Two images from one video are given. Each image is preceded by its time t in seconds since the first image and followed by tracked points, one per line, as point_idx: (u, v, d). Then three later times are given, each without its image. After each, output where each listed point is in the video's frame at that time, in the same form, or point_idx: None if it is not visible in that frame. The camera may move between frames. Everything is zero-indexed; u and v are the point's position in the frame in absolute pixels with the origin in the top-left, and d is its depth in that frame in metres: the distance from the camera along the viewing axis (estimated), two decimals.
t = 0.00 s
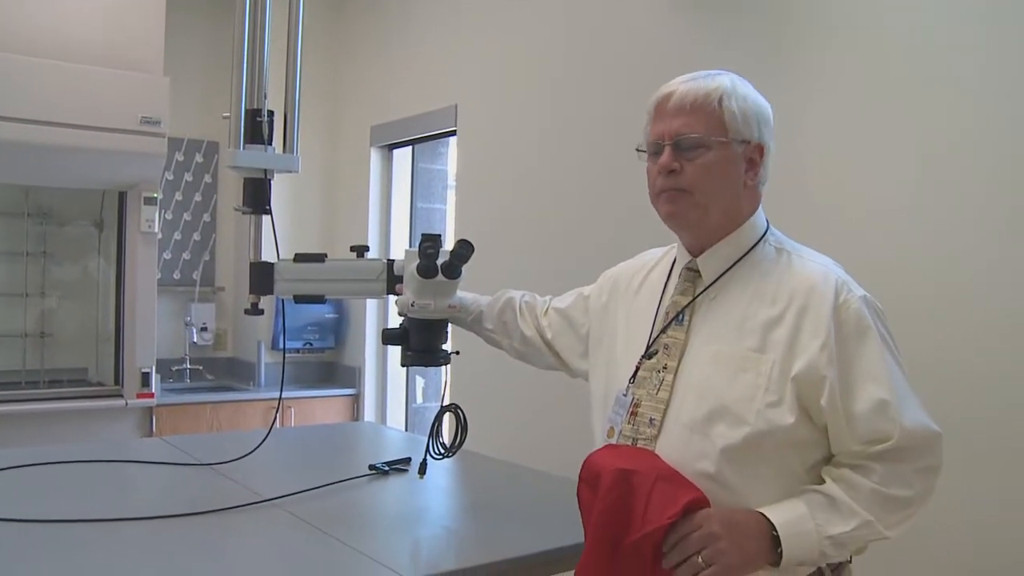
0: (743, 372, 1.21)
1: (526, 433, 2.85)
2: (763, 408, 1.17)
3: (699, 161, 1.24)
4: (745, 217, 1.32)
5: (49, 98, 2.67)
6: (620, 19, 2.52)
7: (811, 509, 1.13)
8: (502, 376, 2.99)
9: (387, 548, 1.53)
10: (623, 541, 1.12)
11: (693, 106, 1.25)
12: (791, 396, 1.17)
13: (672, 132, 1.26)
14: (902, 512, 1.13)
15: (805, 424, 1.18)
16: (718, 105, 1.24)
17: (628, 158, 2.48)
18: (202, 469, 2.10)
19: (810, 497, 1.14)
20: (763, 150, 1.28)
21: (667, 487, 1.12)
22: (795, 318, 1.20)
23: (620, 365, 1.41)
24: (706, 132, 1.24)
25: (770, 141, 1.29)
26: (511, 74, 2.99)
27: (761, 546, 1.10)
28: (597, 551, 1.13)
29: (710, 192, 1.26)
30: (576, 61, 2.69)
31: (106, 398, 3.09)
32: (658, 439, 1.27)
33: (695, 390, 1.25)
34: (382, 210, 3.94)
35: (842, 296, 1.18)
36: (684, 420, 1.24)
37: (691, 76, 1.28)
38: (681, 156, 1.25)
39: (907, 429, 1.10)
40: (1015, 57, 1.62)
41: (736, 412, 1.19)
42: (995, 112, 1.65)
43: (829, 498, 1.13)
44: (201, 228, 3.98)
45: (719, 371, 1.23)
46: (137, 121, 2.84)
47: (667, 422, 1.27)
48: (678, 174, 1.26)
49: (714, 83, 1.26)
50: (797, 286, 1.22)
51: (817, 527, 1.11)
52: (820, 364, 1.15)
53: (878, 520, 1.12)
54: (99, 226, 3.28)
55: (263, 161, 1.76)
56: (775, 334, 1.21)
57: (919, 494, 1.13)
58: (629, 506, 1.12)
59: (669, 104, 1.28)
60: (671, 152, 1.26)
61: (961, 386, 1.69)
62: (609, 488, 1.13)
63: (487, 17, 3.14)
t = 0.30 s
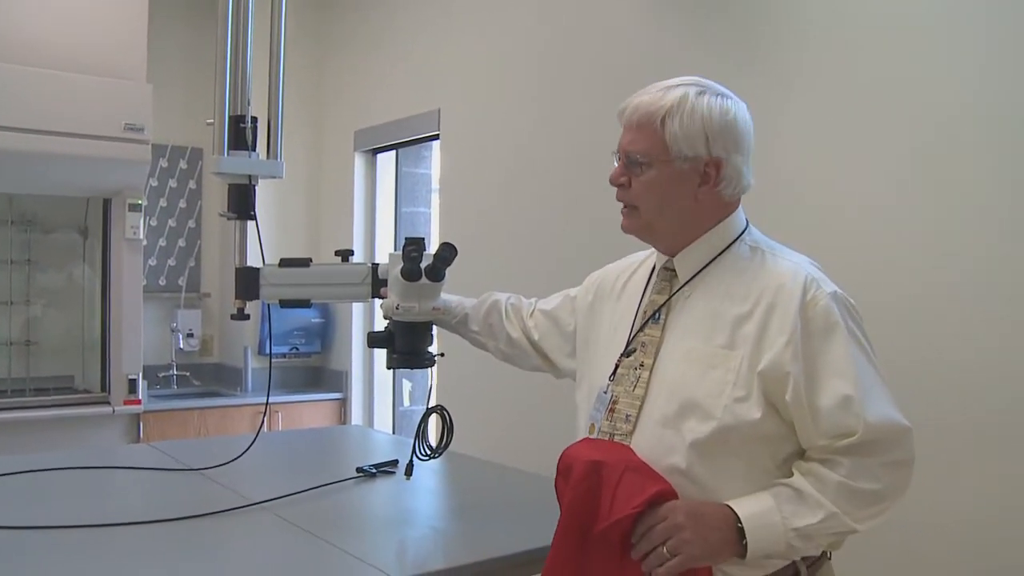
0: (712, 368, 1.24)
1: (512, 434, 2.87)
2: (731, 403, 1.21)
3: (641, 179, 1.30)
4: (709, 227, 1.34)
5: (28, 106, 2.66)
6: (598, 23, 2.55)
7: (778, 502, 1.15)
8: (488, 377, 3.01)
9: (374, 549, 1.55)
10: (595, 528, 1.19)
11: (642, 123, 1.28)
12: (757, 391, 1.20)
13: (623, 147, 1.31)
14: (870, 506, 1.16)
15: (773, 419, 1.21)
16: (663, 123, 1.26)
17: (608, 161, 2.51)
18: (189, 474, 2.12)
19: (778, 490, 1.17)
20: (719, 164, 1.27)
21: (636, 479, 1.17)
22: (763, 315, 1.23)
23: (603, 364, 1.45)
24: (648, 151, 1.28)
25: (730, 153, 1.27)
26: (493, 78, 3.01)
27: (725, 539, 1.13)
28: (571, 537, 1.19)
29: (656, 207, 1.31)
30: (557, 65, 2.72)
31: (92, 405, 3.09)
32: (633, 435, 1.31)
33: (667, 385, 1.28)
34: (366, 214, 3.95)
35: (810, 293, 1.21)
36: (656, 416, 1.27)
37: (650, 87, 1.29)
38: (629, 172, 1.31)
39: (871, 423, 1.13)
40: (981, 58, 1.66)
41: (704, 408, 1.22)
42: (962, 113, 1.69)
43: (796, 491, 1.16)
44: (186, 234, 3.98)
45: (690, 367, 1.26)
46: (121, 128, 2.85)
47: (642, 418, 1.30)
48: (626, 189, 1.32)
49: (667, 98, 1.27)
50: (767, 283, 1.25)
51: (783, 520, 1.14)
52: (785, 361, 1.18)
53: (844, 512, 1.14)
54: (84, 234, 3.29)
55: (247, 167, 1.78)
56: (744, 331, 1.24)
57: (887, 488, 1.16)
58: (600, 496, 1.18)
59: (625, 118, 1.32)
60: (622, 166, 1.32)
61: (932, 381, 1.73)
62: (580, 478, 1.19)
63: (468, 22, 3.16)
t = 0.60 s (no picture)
0: (698, 363, 1.26)
1: (508, 429, 2.89)
2: (716, 399, 1.22)
3: (642, 174, 1.30)
4: (704, 219, 1.37)
5: (23, 103, 2.66)
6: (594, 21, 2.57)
7: (760, 497, 1.17)
8: (484, 373, 3.03)
9: (371, 543, 1.56)
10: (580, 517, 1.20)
11: (639, 118, 1.28)
12: (742, 387, 1.22)
13: (620, 144, 1.31)
14: (853, 503, 1.17)
15: (758, 415, 1.23)
16: (662, 116, 1.27)
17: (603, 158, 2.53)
18: (186, 469, 2.13)
19: (760, 486, 1.19)
20: (717, 153, 1.29)
21: (621, 470, 1.18)
22: (750, 311, 1.25)
23: (591, 356, 1.47)
24: (648, 146, 1.28)
25: (727, 141, 1.29)
26: (490, 75, 3.02)
27: (706, 532, 1.15)
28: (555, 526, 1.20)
29: (659, 200, 1.32)
30: (553, 62, 2.73)
31: (90, 401, 3.10)
32: (620, 427, 1.32)
33: (654, 378, 1.30)
34: (363, 210, 3.96)
35: (798, 289, 1.23)
36: (641, 410, 1.29)
37: (643, 82, 1.30)
38: (629, 168, 1.31)
39: (856, 422, 1.15)
40: (972, 59, 1.68)
41: (690, 403, 1.24)
42: (953, 113, 1.71)
43: (778, 486, 1.18)
44: (183, 231, 3.99)
45: (678, 361, 1.28)
46: (118, 125, 2.86)
47: (628, 411, 1.32)
48: (625, 184, 1.32)
49: (662, 91, 1.27)
50: (756, 279, 1.27)
51: (764, 515, 1.16)
52: (770, 358, 1.20)
53: (826, 508, 1.16)
54: (80, 230, 3.29)
55: (244, 163, 1.79)
56: (731, 326, 1.26)
57: (869, 486, 1.17)
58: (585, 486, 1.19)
59: (619, 114, 1.32)
60: (620, 163, 1.32)
61: (923, 376, 1.75)
62: (566, 467, 1.20)
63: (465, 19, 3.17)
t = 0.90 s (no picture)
0: (687, 366, 1.29)
1: (503, 430, 2.90)
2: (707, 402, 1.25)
3: (661, 168, 1.30)
4: (703, 212, 1.39)
5: (18, 103, 2.66)
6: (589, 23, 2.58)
7: (788, 486, 1.10)
8: (479, 374, 3.04)
9: (366, 543, 1.57)
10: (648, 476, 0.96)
11: (647, 115, 1.29)
12: (733, 390, 1.24)
13: (631, 144, 1.30)
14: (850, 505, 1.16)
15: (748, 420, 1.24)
16: (671, 109, 1.29)
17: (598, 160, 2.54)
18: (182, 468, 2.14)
19: (785, 474, 1.12)
20: (711, 142, 1.35)
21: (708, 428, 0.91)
22: (743, 314, 1.27)
23: (577, 355, 1.50)
24: (663, 140, 1.29)
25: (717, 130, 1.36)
26: (486, 77, 3.03)
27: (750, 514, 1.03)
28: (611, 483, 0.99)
29: (675, 194, 1.33)
30: (549, 64, 2.74)
31: (85, 401, 3.10)
32: (605, 428, 1.35)
33: (642, 381, 1.33)
34: (360, 211, 3.97)
35: (790, 293, 1.24)
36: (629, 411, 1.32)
37: (637, 83, 1.32)
38: (644, 166, 1.30)
39: (854, 424, 1.15)
40: (960, 63, 1.69)
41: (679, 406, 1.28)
42: (941, 116, 1.72)
43: (802, 476, 1.13)
44: (179, 232, 4.00)
45: (667, 364, 1.31)
46: (115, 125, 2.86)
47: (614, 412, 1.34)
48: (643, 183, 1.31)
49: (661, 87, 1.31)
50: (748, 283, 1.29)
51: (795, 506, 1.08)
52: (764, 361, 1.21)
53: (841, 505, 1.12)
54: (75, 231, 3.30)
55: (241, 164, 1.80)
56: (722, 330, 1.28)
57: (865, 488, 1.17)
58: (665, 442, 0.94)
59: (619, 116, 1.31)
60: (632, 163, 1.31)
61: (915, 378, 1.76)
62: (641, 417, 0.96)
63: (461, 21, 3.19)
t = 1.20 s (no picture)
0: (679, 371, 1.29)
1: (505, 432, 2.90)
2: (699, 407, 1.25)
3: (657, 171, 1.31)
4: (695, 215, 1.40)
5: (22, 107, 2.68)
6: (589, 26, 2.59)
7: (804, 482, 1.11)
8: (481, 376, 3.04)
9: (366, 545, 1.58)
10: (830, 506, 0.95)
11: (644, 115, 1.30)
12: (724, 395, 1.24)
13: (627, 145, 1.31)
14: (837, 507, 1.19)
15: (739, 425, 1.25)
16: (668, 111, 1.30)
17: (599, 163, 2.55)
18: (184, 470, 2.15)
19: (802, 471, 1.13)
20: (705, 145, 1.37)
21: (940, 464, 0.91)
22: (736, 319, 1.28)
23: (565, 357, 1.49)
24: (660, 141, 1.30)
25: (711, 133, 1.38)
26: (488, 80, 3.04)
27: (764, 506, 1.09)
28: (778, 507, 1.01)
29: (669, 197, 1.34)
30: (550, 67, 2.75)
31: (89, 404, 3.12)
32: (595, 432, 1.36)
33: (633, 385, 1.33)
34: (362, 214, 3.98)
35: (782, 298, 1.25)
36: (621, 416, 1.32)
37: (632, 83, 1.33)
38: (640, 168, 1.32)
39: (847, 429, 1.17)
40: (957, 65, 1.69)
41: (670, 410, 1.28)
42: (939, 118, 1.73)
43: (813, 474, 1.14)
44: (183, 235, 4.01)
45: (658, 369, 1.32)
46: (118, 129, 2.88)
47: (605, 415, 1.35)
48: (638, 185, 1.32)
49: (657, 88, 1.32)
50: (742, 288, 1.30)
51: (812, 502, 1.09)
52: (758, 365, 1.22)
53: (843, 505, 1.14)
54: (80, 234, 3.32)
55: (243, 168, 1.80)
56: (714, 334, 1.29)
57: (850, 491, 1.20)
58: (865, 481, 0.95)
59: (616, 116, 1.32)
60: (628, 164, 1.32)
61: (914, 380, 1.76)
62: (849, 446, 1.00)
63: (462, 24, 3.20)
